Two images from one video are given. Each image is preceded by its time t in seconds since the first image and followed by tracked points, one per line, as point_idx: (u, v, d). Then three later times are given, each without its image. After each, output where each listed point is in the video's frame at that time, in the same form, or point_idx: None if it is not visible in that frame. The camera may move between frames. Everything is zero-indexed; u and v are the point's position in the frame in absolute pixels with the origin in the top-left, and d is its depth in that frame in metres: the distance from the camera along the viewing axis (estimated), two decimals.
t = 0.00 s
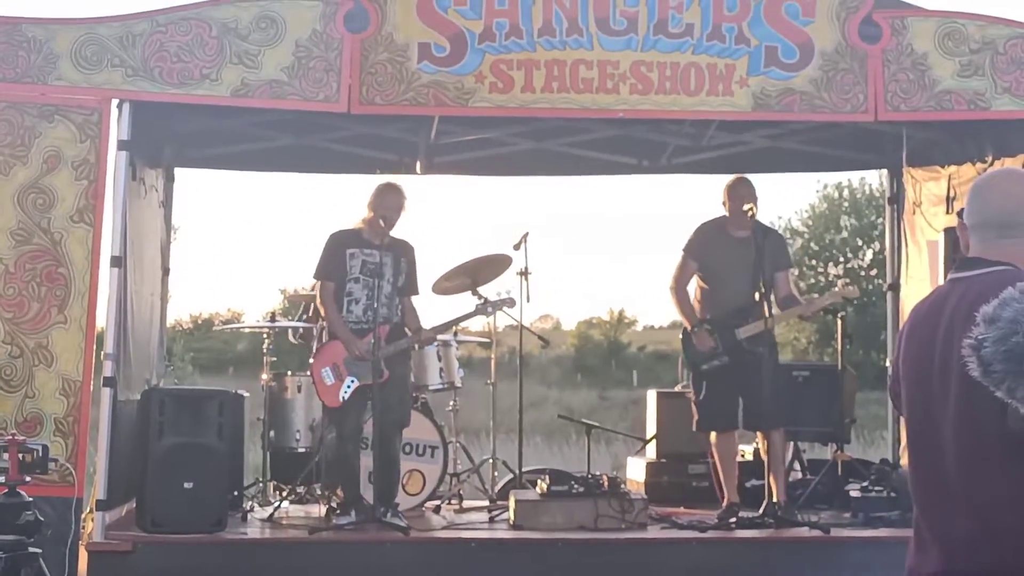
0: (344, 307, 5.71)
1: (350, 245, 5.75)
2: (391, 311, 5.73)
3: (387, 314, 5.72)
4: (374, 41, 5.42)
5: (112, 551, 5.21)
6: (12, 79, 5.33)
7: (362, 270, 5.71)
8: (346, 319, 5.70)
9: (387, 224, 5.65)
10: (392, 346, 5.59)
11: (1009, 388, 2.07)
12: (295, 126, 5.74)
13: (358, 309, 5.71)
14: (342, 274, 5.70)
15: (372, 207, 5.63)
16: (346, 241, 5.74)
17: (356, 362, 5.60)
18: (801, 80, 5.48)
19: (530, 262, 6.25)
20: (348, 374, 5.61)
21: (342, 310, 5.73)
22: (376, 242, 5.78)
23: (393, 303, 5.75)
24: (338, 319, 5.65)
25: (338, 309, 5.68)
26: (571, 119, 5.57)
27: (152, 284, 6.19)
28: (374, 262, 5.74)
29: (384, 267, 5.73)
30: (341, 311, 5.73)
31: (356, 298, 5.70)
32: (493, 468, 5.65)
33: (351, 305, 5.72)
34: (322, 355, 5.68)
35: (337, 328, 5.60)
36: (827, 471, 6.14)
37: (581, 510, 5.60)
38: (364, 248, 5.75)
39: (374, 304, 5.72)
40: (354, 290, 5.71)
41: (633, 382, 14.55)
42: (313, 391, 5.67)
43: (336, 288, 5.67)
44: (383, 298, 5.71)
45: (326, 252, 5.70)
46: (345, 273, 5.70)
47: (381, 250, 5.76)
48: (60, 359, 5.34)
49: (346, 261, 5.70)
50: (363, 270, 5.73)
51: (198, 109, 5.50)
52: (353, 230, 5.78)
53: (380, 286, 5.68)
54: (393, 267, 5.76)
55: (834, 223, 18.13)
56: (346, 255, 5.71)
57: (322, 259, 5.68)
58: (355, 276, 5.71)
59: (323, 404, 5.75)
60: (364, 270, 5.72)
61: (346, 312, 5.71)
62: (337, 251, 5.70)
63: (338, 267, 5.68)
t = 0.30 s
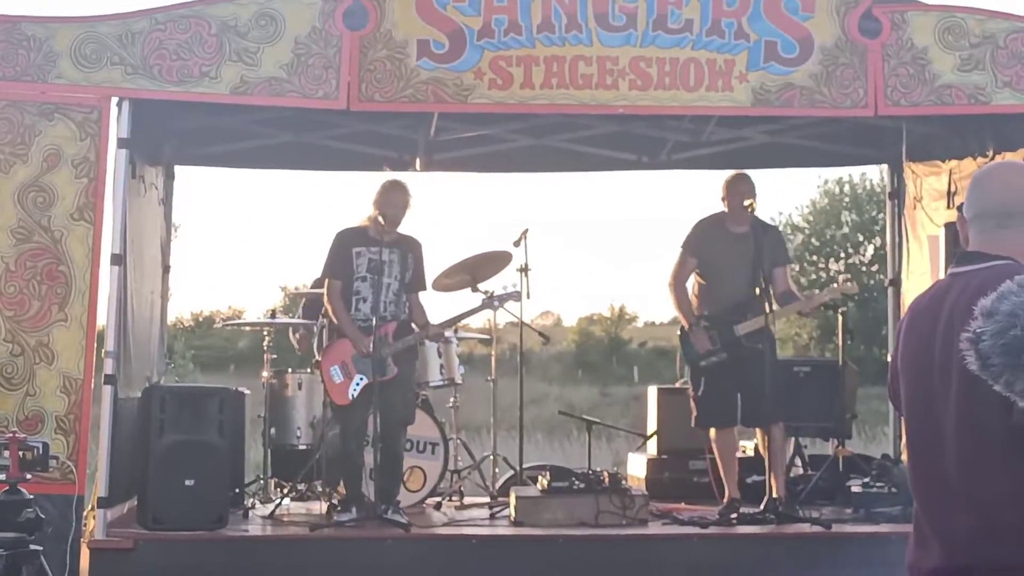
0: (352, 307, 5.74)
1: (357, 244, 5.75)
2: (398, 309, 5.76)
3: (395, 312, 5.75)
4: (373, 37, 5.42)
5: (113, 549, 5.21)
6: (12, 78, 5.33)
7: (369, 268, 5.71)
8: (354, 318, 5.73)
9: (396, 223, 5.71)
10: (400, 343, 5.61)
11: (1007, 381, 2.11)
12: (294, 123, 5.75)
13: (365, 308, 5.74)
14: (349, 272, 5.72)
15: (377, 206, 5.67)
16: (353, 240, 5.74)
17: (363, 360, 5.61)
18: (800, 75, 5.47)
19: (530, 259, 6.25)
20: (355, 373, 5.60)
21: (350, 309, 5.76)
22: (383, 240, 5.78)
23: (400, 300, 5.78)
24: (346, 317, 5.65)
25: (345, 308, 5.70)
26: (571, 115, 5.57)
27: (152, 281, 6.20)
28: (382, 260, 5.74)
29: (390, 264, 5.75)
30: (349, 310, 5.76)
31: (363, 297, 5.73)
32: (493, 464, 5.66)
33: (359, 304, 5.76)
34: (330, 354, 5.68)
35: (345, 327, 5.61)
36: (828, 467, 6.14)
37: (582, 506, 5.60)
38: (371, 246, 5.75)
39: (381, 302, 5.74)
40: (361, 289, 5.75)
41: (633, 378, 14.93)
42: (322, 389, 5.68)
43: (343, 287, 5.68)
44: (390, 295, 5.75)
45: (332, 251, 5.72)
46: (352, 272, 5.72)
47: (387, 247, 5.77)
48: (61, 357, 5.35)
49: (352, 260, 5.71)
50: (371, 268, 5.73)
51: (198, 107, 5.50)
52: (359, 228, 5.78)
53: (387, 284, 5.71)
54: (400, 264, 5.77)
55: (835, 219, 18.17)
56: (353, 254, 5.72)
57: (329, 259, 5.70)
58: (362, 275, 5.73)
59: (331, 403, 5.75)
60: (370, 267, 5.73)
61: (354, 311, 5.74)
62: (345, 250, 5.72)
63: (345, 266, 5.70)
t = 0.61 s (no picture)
0: (352, 301, 5.75)
1: (357, 239, 5.75)
2: (398, 302, 5.76)
3: (394, 306, 5.76)
4: (366, 32, 5.41)
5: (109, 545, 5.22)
6: (5, 75, 5.33)
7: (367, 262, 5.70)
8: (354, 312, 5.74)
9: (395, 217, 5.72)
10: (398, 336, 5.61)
11: (1002, 372, 2.05)
12: (287, 118, 5.74)
13: (365, 302, 5.75)
14: (348, 267, 5.73)
15: (376, 202, 5.67)
16: (352, 235, 5.74)
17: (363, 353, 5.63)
18: (794, 66, 5.45)
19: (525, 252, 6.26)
20: (354, 365, 5.63)
21: (351, 304, 5.77)
22: (383, 234, 5.76)
23: (400, 294, 5.78)
24: (346, 312, 5.66)
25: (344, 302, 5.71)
26: (564, 108, 5.56)
27: (146, 277, 6.21)
28: (382, 254, 5.74)
29: (389, 258, 5.74)
30: (349, 304, 5.77)
31: (362, 291, 5.73)
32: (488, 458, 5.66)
33: (359, 298, 5.77)
34: (330, 347, 5.71)
35: (344, 321, 5.62)
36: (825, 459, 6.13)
37: (578, 499, 5.60)
38: (370, 240, 5.74)
39: (381, 296, 5.75)
40: (361, 283, 5.75)
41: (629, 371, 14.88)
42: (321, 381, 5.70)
43: (343, 282, 5.69)
44: (390, 289, 5.76)
45: (331, 246, 5.72)
46: (351, 266, 5.73)
47: (387, 241, 5.76)
48: (56, 353, 5.35)
49: (352, 255, 5.72)
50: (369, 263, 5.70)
51: (191, 103, 5.50)
52: (359, 222, 5.78)
53: (386, 278, 5.72)
54: (400, 258, 5.77)
55: (831, 210, 18.17)
56: (353, 248, 5.72)
57: (330, 253, 5.70)
58: (361, 269, 5.74)
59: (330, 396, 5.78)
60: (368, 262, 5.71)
61: (353, 305, 5.75)
62: (344, 244, 5.72)
63: (344, 261, 5.70)
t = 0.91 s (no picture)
0: (347, 292, 5.74)
1: (353, 230, 5.73)
2: (393, 294, 5.77)
3: (389, 298, 5.76)
4: (360, 23, 5.39)
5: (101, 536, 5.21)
6: None
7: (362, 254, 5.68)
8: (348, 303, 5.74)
9: (391, 209, 5.71)
10: (393, 328, 5.61)
11: (997, 362, 2.09)
12: (281, 109, 5.73)
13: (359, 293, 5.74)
14: (344, 258, 5.71)
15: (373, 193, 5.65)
16: (349, 226, 5.72)
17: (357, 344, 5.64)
18: (787, 57, 5.46)
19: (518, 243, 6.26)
20: (349, 356, 5.65)
21: (345, 295, 5.77)
22: (380, 226, 5.77)
23: (395, 286, 5.79)
24: (340, 303, 5.66)
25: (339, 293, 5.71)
26: (557, 99, 5.56)
27: (139, 267, 6.20)
28: (378, 246, 5.72)
29: (385, 250, 5.74)
30: (343, 295, 5.76)
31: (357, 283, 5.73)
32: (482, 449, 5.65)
33: (353, 289, 5.76)
34: (325, 338, 5.72)
35: (338, 312, 5.62)
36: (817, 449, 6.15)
37: (571, 490, 5.60)
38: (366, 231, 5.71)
39: (376, 288, 5.75)
40: (355, 274, 5.75)
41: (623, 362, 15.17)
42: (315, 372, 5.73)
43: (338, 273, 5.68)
44: (385, 281, 5.76)
45: (327, 237, 5.69)
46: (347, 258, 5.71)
47: (384, 233, 5.75)
48: (48, 344, 5.33)
49: (347, 246, 5.69)
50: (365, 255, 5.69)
51: (184, 93, 5.48)
52: (356, 214, 5.76)
53: (382, 270, 5.72)
54: (396, 250, 5.77)
55: (823, 201, 18.22)
56: (349, 240, 5.69)
57: (326, 243, 5.68)
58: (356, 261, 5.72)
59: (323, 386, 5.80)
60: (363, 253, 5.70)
61: (348, 296, 5.75)
62: (340, 236, 5.70)
63: (340, 252, 5.68)
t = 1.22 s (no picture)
0: (342, 283, 5.74)
1: (348, 221, 5.74)
2: (389, 285, 5.75)
3: (385, 288, 5.75)
4: (358, 13, 5.38)
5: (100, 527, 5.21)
6: None
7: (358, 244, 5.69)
8: (344, 294, 5.73)
9: (387, 200, 5.70)
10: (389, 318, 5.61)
11: (998, 351, 2.10)
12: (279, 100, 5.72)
13: (355, 284, 5.73)
14: (339, 249, 5.71)
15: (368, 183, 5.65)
16: (344, 217, 5.73)
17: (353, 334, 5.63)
18: (786, 49, 5.46)
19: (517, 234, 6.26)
20: (344, 347, 5.64)
21: (341, 286, 5.76)
22: (376, 216, 5.77)
23: (391, 277, 5.78)
24: (336, 294, 5.66)
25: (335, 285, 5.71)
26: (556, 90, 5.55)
27: (137, 258, 6.19)
28: (373, 237, 5.73)
29: (380, 241, 5.74)
30: (339, 286, 5.76)
31: (352, 274, 5.72)
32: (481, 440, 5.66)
33: (349, 280, 5.75)
34: (319, 330, 5.71)
35: (334, 303, 5.62)
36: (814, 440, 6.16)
37: (570, 481, 5.61)
38: (361, 222, 5.73)
39: (371, 279, 5.74)
40: (351, 265, 5.74)
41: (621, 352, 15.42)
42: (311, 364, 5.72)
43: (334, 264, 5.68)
44: (380, 272, 5.75)
45: (323, 229, 5.71)
46: (343, 249, 5.71)
47: (379, 224, 5.75)
48: (46, 335, 5.32)
49: (343, 237, 5.70)
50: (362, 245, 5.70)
51: (182, 84, 5.47)
52: (351, 206, 5.77)
53: (377, 261, 5.71)
54: (391, 241, 5.76)
55: (821, 192, 18.26)
56: (344, 231, 5.70)
57: (321, 235, 5.69)
58: (352, 251, 5.72)
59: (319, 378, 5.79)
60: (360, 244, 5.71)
61: (344, 287, 5.74)
62: (336, 227, 5.71)
63: (336, 243, 5.69)
